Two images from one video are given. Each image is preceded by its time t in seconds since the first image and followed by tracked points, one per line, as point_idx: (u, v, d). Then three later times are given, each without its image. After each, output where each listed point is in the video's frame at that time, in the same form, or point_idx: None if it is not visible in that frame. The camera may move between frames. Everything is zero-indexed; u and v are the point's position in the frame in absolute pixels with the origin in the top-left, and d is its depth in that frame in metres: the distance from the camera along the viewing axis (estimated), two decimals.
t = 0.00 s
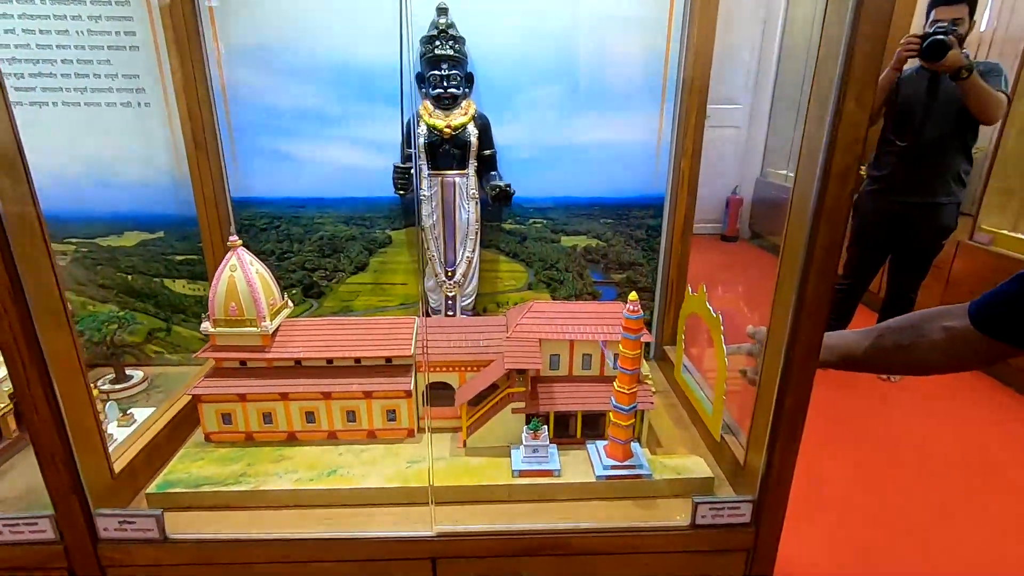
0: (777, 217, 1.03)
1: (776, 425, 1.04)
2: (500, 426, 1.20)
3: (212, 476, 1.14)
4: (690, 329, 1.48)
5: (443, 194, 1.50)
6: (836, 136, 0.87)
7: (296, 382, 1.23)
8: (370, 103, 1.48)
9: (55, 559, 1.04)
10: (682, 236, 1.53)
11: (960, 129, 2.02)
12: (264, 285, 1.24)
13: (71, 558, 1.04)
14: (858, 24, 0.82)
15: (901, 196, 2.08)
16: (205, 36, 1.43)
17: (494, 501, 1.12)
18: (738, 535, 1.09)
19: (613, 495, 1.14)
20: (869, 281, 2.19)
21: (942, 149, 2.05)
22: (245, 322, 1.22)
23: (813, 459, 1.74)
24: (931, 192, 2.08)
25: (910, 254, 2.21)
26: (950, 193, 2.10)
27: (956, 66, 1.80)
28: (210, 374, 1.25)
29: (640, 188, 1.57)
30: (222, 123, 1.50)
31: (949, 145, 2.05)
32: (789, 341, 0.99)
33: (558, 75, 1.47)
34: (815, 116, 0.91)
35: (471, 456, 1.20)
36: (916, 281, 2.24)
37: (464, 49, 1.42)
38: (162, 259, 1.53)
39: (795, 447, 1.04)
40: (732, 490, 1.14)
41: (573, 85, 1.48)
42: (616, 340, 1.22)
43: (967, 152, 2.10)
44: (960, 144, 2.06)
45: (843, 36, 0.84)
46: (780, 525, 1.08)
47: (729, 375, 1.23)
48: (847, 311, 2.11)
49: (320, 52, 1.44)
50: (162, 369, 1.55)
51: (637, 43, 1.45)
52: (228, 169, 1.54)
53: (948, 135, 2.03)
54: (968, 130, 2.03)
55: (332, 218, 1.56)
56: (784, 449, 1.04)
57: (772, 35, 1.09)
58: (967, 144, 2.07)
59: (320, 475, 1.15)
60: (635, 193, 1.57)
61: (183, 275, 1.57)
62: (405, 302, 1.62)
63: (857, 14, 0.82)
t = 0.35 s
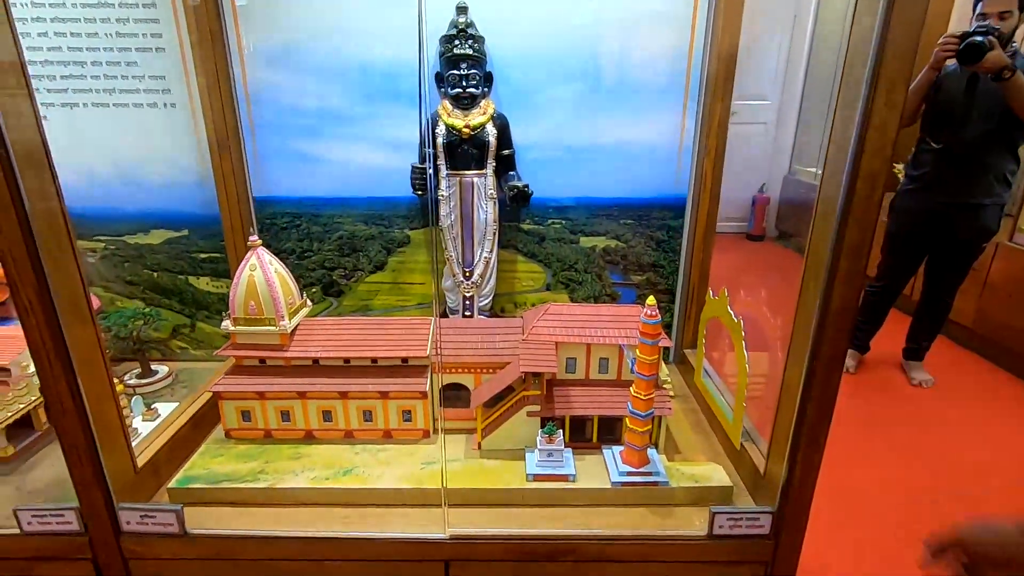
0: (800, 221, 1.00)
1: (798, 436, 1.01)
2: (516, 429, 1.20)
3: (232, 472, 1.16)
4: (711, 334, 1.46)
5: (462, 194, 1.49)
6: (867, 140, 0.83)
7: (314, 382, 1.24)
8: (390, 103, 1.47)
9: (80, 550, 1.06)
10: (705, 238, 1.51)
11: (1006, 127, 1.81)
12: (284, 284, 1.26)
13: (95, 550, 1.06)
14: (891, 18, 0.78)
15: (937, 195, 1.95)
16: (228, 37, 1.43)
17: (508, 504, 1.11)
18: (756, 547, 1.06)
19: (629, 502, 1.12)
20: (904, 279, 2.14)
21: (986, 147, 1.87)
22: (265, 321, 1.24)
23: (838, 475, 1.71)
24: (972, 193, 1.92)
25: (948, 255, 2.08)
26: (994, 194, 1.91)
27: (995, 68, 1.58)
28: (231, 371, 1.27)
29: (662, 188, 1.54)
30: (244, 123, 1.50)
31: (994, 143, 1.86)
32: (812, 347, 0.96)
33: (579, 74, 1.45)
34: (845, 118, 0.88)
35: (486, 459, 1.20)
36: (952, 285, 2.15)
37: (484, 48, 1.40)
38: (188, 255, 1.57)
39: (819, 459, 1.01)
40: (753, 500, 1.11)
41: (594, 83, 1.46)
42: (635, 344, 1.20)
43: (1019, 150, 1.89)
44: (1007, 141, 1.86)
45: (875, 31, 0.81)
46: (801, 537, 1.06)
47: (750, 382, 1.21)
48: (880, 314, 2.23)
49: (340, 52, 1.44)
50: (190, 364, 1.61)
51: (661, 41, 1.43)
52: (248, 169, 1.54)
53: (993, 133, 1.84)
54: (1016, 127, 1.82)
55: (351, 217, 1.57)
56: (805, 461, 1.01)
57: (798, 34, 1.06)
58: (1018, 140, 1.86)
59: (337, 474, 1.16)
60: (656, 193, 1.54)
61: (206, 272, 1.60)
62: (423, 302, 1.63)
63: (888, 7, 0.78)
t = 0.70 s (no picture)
0: (825, 251, 1.02)
1: (822, 462, 1.03)
2: (541, 447, 1.23)
3: (270, 485, 1.21)
4: (734, 353, 1.47)
5: (488, 214, 1.51)
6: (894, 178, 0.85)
7: (346, 398, 1.28)
8: (418, 124, 1.51)
9: (127, 558, 1.12)
10: (728, 257, 1.53)
11: None
12: (318, 304, 1.30)
13: (142, 558, 1.12)
14: (920, 56, 0.80)
15: (968, 208, 1.90)
16: (264, 61, 1.49)
17: (535, 521, 1.15)
18: (778, 569, 1.09)
19: (653, 522, 1.15)
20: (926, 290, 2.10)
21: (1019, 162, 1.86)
22: (300, 339, 1.28)
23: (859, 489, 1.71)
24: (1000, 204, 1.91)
25: (973, 265, 2.06)
26: (1022, 206, 1.93)
27: None
28: (267, 387, 1.32)
29: (686, 207, 1.56)
30: (279, 143, 1.56)
31: None
32: (837, 376, 0.98)
33: (605, 97, 1.48)
34: (872, 155, 0.89)
35: (512, 475, 1.24)
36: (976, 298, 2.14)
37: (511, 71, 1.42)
38: (223, 270, 1.62)
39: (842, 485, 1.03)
40: (775, 522, 1.13)
41: (620, 105, 1.48)
42: (659, 366, 1.23)
43: None
44: None
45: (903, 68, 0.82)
46: (823, 561, 1.08)
47: (774, 404, 1.22)
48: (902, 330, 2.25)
49: (370, 75, 1.48)
50: (218, 375, 1.65)
51: (687, 63, 1.44)
52: (282, 188, 1.60)
53: None
54: None
55: (380, 234, 1.61)
56: (829, 487, 1.03)
57: (813, 64, 1.09)
58: None
59: (369, 489, 1.20)
60: (680, 212, 1.56)
61: (240, 286, 1.65)
62: (448, 317, 1.66)
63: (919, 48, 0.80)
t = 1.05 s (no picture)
0: (836, 275, 1.09)
1: (835, 472, 1.09)
2: (567, 454, 1.30)
3: (313, 488, 1.30)
4: (749, 366, 1.54)
5: (514, 231, 1.59)
6: (902, 210, 0.91)
7: (383, 407, 1.37)
8: (447, 145, 1.59)
9: (185, 554, 1.21)
10: (744, 270, 1.60)
11: None
12: (357, 319, 1.39)
13: (198, 555, 1.21)
14: (927, 100, 0.86)
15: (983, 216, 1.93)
16: (304, 87, 1.58)
17: (562, 524, 1.22)
18: (792, 572, 1.15)
19: (673, 526, 1.22)
20: (944, 295, 2.12)
21: None
22: (340, 352, 1.37)
23: (870, 494, 1.77)
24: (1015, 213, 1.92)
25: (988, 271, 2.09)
26: None
27: None
28: (309, 396, 1.41)
29: (703, 223, 1.62)
30: (316, 164, 1.65)
31: None
32: (849, 391, 1.05)
33: (626, 119, 1.55)
34: (880, 187, 0.95)
35: (539, 481, 1.31)
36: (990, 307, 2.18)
37: (536, 97, 1.51)
38: (262, 284, 1.69)
39: (853, 494, 1.09)
40: (790, 526, 1.19)
41: (639, 127, 1.55)
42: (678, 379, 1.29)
43: None
44: None
45: (909, 111, 0.88)
46: (835, 564, 1.14)
47: (789, 415, 1.28)
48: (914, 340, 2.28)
49: (403, 99, 1.56)
50: (257, 381, 1.71)
51: (705, 88, 1.51)
52: (318, 206, 1.69)
53: None
54: None
55: (410, 250, 1.70)
56: (842, 495, 1.09)
57: (828, 97, 1.16)
58: None
59: (406, 492, 1.29)
60: (697, 228, 1.63)
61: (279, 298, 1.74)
62: (474, 328, 1.75)
63: (924, 94, 0.86)
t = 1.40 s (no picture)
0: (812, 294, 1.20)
1: (810, 474, 1.20)
2: (568, 459, 1.40)
3: (332, 489, 1.41)
4: (737, 377, 1.65)
5: (519, 251, 1.69)
6: (864, 240, 1.02)
7: (397, 414, 1.48)
8: (457, 170, 1.72)
9: (216, 550, 1.32)
10: (733, 287, 1.71)
11: None
12: (373, 330, 1.52)
13: (228, 550, 1.31)
14: (882, 147, 0.97)
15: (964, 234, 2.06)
16: (325, 117, 1.70)
17: (562, 523, 1.33)
18: (773, 567, 1.25)
19: (664, 525, 1.32)
20: (929, 306, 2.26)
21: (1009, 191, 2.02)
22: (358, 362, 1.49)
23: (851, 498, 1.87)
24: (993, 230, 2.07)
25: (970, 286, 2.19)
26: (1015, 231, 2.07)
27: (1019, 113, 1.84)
28: (328, 404, 1.52)
29: (695, 243, 1.74)
30: (335, 187, 1.77)
31: (1015, 187, 2.02)
32: (822, 402, 1.15)
33: (623, 148, 1.67)
34: (846, 218, 1.06)
35: (542, 484, 1.41)
36: (973, 323, 2.27)
37: (540, 127, 1.62)
38: (282, 298, 1.73)
39: (827, 495, 1.20)
40: (773, 526, 1.29)
41: (635, 155, 1.67)
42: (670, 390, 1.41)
43: None
44: None
45: (869, 155, 1.00)
46: (812, 560, 1.24)
47: (772, 422, 1.39)
48: (898, 352, 2.38)
49: (417, 128, 1.69)
50: (279, 390, 1.72)
51: (696, 119, 1.63)
52: (336, 225, 1.81)
53: (1015, 178, 2.00)
54: None
55: (421, 267, 1.81)
56: (817, 496, 1.20)
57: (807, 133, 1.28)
58: None
59: (418, 493, 1.39)
60: (689, 248, 1.75)
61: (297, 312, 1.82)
62: (480, 340, 1.86)
63: (880, 141, 0.98)
